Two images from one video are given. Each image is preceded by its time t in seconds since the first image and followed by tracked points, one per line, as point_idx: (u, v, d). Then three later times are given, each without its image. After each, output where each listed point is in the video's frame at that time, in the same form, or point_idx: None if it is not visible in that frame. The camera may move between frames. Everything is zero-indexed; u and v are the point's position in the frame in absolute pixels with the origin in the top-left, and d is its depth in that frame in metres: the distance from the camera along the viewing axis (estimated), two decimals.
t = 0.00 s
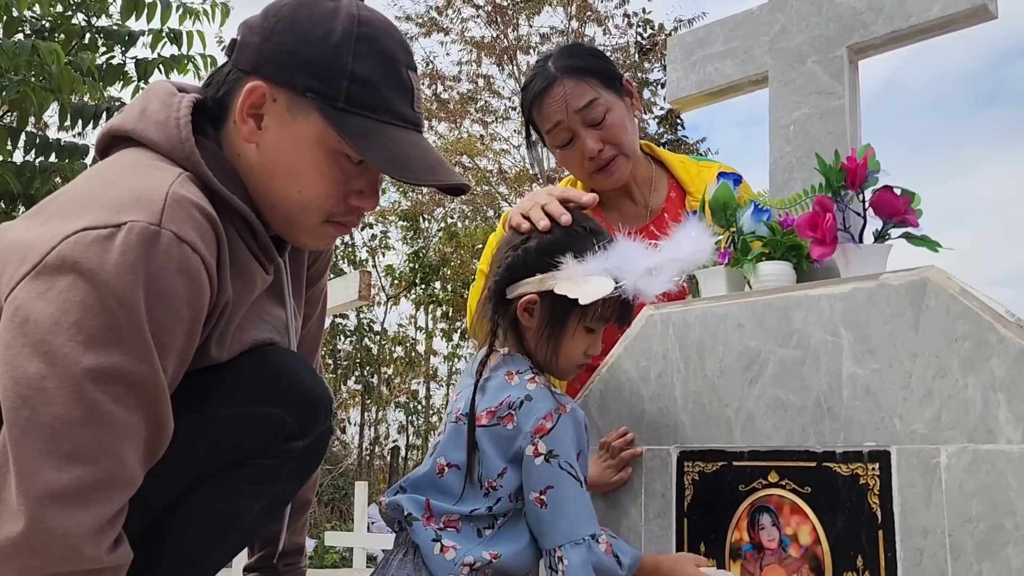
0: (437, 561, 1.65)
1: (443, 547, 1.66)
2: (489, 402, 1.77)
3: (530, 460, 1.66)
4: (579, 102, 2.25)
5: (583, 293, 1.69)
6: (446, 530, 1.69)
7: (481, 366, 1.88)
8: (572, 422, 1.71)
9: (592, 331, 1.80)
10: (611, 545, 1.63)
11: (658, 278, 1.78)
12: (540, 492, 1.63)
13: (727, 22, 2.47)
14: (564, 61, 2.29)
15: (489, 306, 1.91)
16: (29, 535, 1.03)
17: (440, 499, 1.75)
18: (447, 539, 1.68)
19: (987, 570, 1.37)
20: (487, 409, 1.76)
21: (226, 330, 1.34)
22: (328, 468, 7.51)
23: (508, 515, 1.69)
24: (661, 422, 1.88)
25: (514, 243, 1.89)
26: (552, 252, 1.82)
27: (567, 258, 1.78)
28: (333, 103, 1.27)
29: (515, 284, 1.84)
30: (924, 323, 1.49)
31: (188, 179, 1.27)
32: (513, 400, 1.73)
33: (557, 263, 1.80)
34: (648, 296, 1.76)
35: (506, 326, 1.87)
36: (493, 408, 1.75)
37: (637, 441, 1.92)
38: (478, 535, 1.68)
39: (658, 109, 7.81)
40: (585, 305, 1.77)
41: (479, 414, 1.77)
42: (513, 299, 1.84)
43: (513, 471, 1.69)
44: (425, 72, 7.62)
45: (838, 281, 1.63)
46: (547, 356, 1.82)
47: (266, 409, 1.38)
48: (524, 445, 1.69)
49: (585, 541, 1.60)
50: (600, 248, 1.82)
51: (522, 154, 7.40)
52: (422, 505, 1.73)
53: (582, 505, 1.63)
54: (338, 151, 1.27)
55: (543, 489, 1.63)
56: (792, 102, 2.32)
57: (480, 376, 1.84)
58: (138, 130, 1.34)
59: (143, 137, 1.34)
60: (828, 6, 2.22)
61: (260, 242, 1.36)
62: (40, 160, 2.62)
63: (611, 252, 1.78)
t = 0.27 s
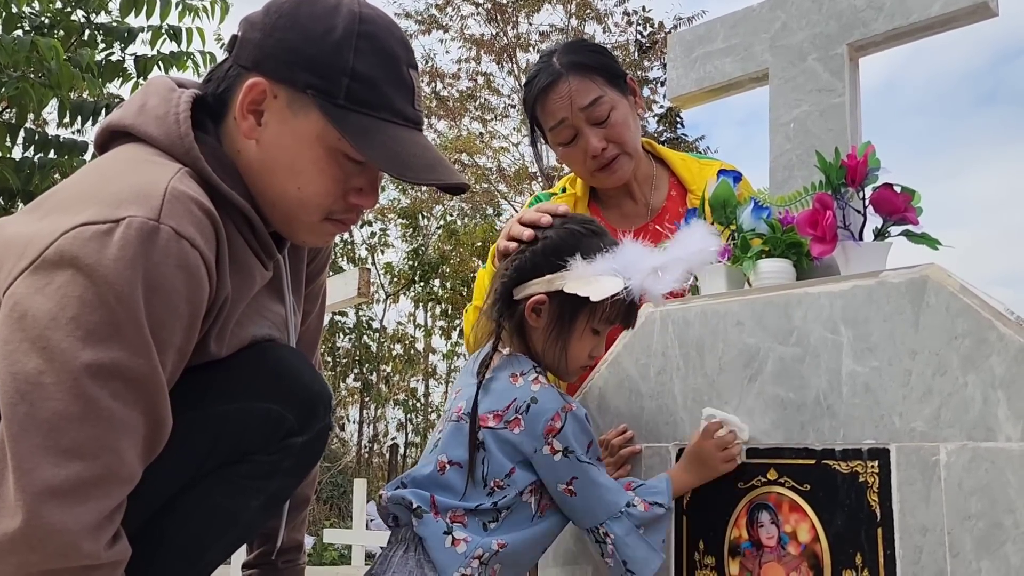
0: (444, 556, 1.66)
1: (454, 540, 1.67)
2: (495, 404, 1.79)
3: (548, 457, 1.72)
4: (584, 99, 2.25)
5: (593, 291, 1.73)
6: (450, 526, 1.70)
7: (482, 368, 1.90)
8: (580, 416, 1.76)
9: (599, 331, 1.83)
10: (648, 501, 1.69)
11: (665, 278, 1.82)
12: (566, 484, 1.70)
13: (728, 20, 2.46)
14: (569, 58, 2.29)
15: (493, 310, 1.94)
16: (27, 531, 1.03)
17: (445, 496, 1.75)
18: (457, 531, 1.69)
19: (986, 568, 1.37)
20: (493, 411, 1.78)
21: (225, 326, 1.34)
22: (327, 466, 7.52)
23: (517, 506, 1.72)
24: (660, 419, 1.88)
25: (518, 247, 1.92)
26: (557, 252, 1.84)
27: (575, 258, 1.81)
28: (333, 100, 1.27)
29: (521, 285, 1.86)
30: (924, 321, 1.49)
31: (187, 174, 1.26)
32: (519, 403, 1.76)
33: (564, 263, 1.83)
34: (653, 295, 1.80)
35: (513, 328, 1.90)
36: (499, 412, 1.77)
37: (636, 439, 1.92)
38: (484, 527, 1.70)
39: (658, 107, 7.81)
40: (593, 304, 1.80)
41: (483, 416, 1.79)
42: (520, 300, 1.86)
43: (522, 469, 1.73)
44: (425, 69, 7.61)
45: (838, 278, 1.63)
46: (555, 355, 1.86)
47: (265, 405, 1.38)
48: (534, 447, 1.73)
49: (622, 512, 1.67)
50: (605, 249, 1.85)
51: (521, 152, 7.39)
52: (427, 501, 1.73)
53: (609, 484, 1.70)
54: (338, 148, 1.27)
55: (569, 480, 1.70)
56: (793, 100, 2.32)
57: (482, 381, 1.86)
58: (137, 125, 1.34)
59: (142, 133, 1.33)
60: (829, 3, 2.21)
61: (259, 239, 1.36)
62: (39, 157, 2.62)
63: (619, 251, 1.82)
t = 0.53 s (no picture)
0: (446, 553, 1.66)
1: (452, 537, 1.67)
2: (494, 397, 1.78)
3: (535, 452, 1.69)
4: (581, 101, 2.25)
5: (604, 277, 1.74)
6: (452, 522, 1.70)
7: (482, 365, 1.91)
8: (575, 415, 1.74)
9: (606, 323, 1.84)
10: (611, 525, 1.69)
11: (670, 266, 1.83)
12: (546, 483, 1.68)
13: (729, 17, 2.46)
14: (567, 59, 2.28)
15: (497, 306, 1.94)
16: (29, 527, 1.03)
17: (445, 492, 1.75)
18: (457, 529, 1.68)
19: (986, 565, 1.37)
20: (492, 404, 1.78)
21: (226, 323, 1.34)
22: (327, 463, 7.52)
23: (516, 506, 1.72)
24: (661, 417, 1.87)
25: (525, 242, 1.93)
26: (567, 244, 1.85)
27: (585, 248, 1.82)
28: (337, 99, 1.27)
29: (530, 277, 1.86)
30: (926, 319, 1.49)
31: (190, 170, 1.26)
32: (518, 395, 1.75)
33: (574, 254, 1.84)
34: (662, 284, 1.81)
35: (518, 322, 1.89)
36: (496, 404, 1.77)
37: (637, 436, 1.92)
38: (485, 525, 1.69)
39: (658, 105, 7.81)
40: (602, 295, 1.82)
41: (483, 409, 1.79)
42: (527, 292, 1.86)
43: (515, 464, 1.72)
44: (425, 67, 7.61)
45: (839, 276, 1.62)
46: (560, 348, 1.86)
47: (265, 401, 1.38)
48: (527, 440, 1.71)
49: (590, 525, 1.67)
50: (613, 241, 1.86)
51: (522, 149, 7.39)
52: (428, 497, 1.73)
53: (586, 493, 1.69)
54: (341, 147, 1.27)
55: (549, 480, 1.68)
56: (794, 97, 2.31)
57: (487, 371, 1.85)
58: (140, 121, 1.34)
59: (144, 129, 1.33)
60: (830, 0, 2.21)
61: (262, 235, 1.36)
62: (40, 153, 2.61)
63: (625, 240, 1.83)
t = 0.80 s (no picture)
0: (445, 550, 1.66)
1: (451, 535, 1.67)
2: (490, 394, 1.79)
3: (535, 447, 1.69)
4: (583, 99, 2.24)
5: (603, 270, 1.77)
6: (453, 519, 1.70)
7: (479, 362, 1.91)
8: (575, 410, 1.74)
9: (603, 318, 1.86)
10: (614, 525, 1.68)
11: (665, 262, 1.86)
12: (546, 478, 1.68)
13: (731, 14, 2.45)
14: (568, 58, 2.28)
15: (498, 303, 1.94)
16: (32, 523, 1.03)
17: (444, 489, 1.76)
18: (456, 527, 1.68)
19: (987, 563, 1.37)
20: (489, 400, 1.78)
21: (229, 321, 1.34)
22: (329, 461, 7.53)
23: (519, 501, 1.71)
24: (662, 415, 1.87)
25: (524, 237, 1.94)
26: (565, 238, 1.88)
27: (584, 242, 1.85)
28: (340, 97, 1.27)
29: (529, 270, 1.88)
30: (928, 317, 1.49)
31: (193, 168, 1.26)
32: (515, 391, 1.75)
33: (573, 248, 1.86)
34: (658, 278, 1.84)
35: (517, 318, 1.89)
36: (494, 400, 1.77)
37: (638, 434, 1.92)
38: (484, 522, 1.69)
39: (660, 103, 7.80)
40: (601, 288, 1.85)
41: (479, 405, 1.79)
42: (526, 285, 1.88)
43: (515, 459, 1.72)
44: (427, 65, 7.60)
45: (841, 274, 1.62)
46: (558, 343, 1.86)
47: (267, 399, 1.38)
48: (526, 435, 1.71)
49: (590, 522, 1.66)
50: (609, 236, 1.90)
51: (523, 147, 7.39)
52: (427, 495, 1.73)
53: (586, 490, 1.68)
54: (345, 145, 1.27)
55: (550, 475, 1.68)
56: (796, 95, 2.31)
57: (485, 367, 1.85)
58: (143, 118, 1.34)
59: (147, 126, 1.33)
60: None
61: (264, 233, 1.36)
62: (41, 151, 2.62)
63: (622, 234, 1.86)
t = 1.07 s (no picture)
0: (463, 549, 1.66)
1: (469, 534, 1.67)
2: (484, 384, 1.78)
3: (535, 430, 1.71)
4: (587, 96, 2.24)
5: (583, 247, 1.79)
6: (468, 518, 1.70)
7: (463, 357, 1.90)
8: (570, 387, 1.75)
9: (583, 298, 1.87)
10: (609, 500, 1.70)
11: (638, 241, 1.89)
12: (549, 459, 1.70)
13: (733, 12, 2.45)
14: (571, 55, 2.28)
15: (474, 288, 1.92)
16: (35, 521, 1.03)
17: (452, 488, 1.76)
18: (473, 526, 1.68)
19: (989, 562, 1.37)
20: (483, 390, 1.77)
21: (231, 320, 1.34)
22: (330, 460, 7.54)
23: (528, 489, 1.71)
24: (664, 413, 1.87)
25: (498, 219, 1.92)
26: (541, 221, 1.88)
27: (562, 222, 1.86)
28: (344, 96, 1.27)
29: (507, 253, 1.87)
30: (930, 316, 1.49)
31: (195, 166, 1.26)
32: (509, 377, 1.75)
33: (551, 229, 1.86)
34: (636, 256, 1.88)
35: (496, 301, 1.88)
36: (489, 389, 1.76)
37: (641, 433, 1.92)
38: (501, 515, 1.69)
39: (662, 102, 7.80)
40: (579, 268, 1.86)
41: (474, 397, 1.78)
42: (505, 268, 1.86)
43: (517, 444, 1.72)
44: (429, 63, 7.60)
45: (844, 273, 1.62)
46: (538, 325, 1.86)
47: (269, 398, 1.38)
48: (524, 419, 1.72)
49: (589, 499, 1.67)
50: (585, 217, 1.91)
51: (525, 146, 7.39)
52: (439, 497, 1.74)
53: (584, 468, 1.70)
54: (349, 144, 1.27)
55: (551, 455, 1.70)
56: (798, 93, 2.31)
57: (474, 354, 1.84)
58: (145, 117, 1.34)
59: (150, 125, 1.33)
60: None
61: (266, 232, 1.36)
62: (43, 150, 2.62)
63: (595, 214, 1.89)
